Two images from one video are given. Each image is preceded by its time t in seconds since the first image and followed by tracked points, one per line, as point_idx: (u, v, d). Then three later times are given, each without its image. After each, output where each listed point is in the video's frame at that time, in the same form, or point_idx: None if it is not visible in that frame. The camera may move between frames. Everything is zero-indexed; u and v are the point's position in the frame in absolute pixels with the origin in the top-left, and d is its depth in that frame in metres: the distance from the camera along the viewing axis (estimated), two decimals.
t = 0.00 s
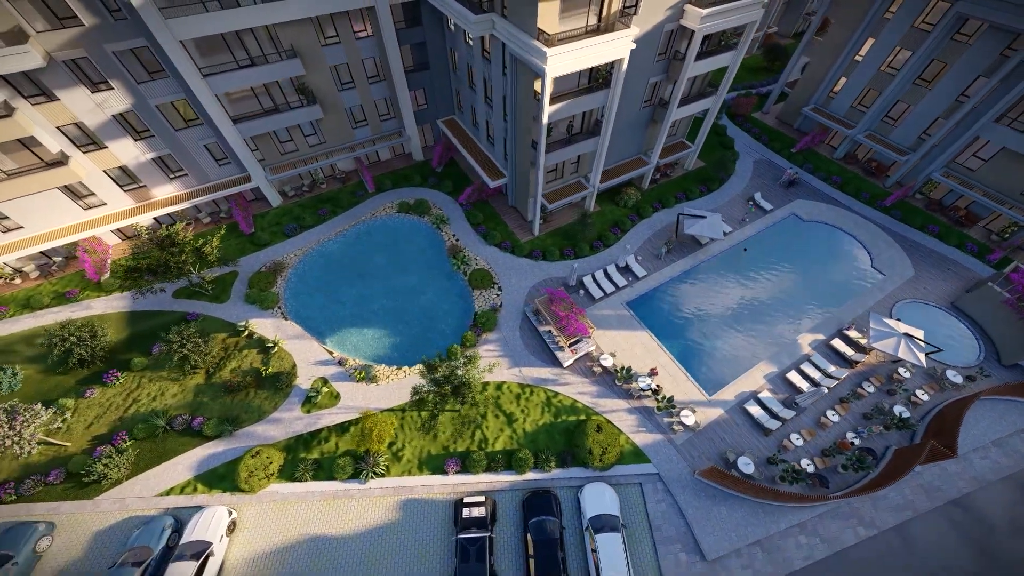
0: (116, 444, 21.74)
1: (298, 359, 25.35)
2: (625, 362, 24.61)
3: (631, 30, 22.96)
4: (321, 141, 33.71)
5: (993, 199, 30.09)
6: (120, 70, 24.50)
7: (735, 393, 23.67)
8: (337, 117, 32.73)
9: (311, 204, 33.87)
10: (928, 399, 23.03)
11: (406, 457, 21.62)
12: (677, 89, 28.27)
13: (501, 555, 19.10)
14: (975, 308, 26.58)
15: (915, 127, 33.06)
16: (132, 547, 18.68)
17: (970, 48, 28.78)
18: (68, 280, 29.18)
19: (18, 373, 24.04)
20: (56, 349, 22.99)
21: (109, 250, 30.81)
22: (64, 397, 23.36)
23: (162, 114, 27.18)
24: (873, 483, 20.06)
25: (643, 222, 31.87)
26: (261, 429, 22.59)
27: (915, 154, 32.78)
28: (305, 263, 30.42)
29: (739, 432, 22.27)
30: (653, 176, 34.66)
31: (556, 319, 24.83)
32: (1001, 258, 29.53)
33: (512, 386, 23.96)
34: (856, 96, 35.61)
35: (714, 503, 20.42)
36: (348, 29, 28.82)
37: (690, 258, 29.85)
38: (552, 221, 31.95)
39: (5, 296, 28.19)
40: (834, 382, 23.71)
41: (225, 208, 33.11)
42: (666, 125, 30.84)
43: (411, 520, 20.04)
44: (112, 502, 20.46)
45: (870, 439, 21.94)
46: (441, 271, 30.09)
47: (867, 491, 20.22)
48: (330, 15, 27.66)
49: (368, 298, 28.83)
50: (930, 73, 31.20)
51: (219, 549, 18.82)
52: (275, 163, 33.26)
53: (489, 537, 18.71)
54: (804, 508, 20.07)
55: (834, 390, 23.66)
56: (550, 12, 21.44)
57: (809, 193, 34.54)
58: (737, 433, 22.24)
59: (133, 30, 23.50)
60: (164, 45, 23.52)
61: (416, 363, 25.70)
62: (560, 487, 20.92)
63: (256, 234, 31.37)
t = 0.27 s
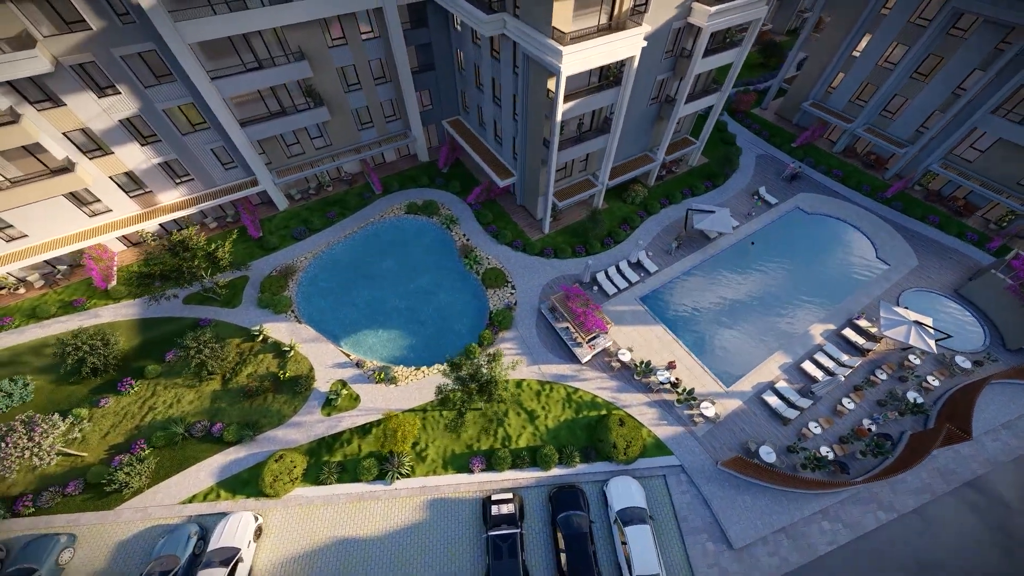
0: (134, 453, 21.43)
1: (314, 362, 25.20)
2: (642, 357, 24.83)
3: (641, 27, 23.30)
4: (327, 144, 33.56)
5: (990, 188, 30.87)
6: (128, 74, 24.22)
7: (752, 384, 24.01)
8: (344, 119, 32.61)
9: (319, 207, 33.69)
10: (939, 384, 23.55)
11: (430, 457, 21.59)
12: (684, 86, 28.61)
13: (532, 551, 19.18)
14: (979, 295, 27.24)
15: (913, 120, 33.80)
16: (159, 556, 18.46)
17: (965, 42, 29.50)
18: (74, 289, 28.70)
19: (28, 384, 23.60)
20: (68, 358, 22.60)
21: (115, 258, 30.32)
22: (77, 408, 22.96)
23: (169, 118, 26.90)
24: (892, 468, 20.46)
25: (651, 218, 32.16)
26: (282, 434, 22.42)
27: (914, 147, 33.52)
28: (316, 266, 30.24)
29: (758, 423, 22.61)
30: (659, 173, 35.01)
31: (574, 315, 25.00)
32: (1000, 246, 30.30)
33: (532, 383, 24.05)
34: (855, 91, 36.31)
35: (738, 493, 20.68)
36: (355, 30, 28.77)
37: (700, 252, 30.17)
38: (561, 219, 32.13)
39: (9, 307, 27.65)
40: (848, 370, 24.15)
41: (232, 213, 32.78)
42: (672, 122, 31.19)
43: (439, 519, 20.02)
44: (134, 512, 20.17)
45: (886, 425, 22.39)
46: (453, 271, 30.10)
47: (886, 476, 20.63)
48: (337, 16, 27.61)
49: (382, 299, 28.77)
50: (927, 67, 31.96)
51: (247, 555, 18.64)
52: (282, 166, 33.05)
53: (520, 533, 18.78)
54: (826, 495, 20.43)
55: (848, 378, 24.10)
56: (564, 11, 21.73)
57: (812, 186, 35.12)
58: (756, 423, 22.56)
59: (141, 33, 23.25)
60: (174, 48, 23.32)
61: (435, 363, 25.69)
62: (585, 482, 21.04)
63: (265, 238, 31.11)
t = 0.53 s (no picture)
0: (154, 460, 21.18)
1: (332, 364, 25.09)
2: (659, 350, 25.11)
3: (650, 25, 23.44)
4: (334, 146, 33.44)
5: (986, 178, 31.70)
6: (136, 78, 23.99)
7: (767, 374, 24.41)
8: (350, 121, 32.52)
9: (327, 209, 33.56)
10: (948, 369, 24.12)
11: (455, 455, 21.62)
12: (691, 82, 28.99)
13: (561, 545, 19.33)
14: (981, 282, 27.94)
15: (910, 113, 34.56)
16: (187, 562, 18.27)
17: (960, 36, 30.19)
18: (81, 297, 28.29)
19: (41, 393, 23.24)
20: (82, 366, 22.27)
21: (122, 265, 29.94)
22: (93, 416, 22.64)
23: (177, 122, 26.66)
24: (908, 452, 20.94)
25: (659, 214, 32.51)
26: (304, 437, 22.29)
27: (912, 139, 34.30)
28: (327, 268, 30.12)
29: (775, 412, 22.99)
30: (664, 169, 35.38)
31: (591, 311, 25.21)
32: (998, 234, 31.12)
33: (551, 379, 24.19)
34: (852, 85, 37.02)
35: (761, 481, 21.00)
36: (362, 32, 28.74)
37: (709, 246, 30.55)
38: (571, 216, 32.37)
39: (15, 316, 27.17)
40: (860, 358, 24.65)
41: (239, 217, 32.51)
42: (678, 118, 31.56)
43: (467, 516, 20.08)
44: (157, 520, 19.92)
45: (899, 410, 22.89)
46: (465, 271, 30.14)
47: (903, 459, 21.09)
48: (345, 18, 27.57)
49: (395, 300, 28.75)
50: (923, 61, 32.73)
51: (277, 558, 18.57)
52: (289, 169, 32.88)
53: (550, 527, 18.92)
54: (846, 480, 20.84)
55: (860, 366, 24.60)
56: (577, 9, 21.76)
57: (814, 180, 35.76)
58: (774, 412, 22.94)
59: (150, 36, 23.02)
60: (184, 51, 23.16)
61: (453, 362, 25.74)
62: (610, 475, 21.23)
63: (274, 241, 30.91)
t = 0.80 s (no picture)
0: (175, 466, 20.99)
1: (350, 365, 25.03)
2: (674, 343, 25.43)
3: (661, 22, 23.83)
4: (340, 147, 33.36)
5: (982, 168, 32.56)
6: (145, 81, 23.78)
7: (781, 363, 24.85)
8: (357, 122, 32.48)
9: (335, 211, 33.46)
10: (956, 354, 24.72)
11: (479, 452, 21.72)
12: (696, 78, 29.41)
13: (589, 537, 19.53)
14: (982, 269, 28.68)
15: (907, 106, 35.39)
16: (216, 567, 18.16)
17: (954, 30, 31.07)
18: (89, 304, 27.91)
19: (55, 402, 22.94)
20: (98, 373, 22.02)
21: (129, 271, 29.55)
22: (110, 424, 22.40)
23: (185, 125, 26.46)
24: (922, 435, 21.44)
25: (666, 209, 32.90)
26: (326, 438, 22.23)
27: (909, 132, 35.11)
28: (338, 270, 30.05)
29: (791, 400, 23.41)
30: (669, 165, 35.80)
31: (607, 306, 25.46)
32: (995, 222, 31.95)
33: (570, 374, 24.38)
34: (849, 80, 37.79)
35: (781, 467, 21.37)
36: (370, 32, 28.76)
37: (717, 240, 30.98)
38: (580, 213, 32.63)
39: (23, 325, 26.77)
40: (870, 346, 25.19)
41: (246, 221, 32.29)
42: (684, 114, 31.98)
43: (495, 512, 20.18)
44: (182, 526, 19.75)
45: (911, 395, 23.43)
46: (477, 270, 30.20)
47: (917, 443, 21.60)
48: (353, 18, 27.58)
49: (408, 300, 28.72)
50: (918, 56, 33.52)
51: (307, 560, 18.53)
52: (296, 171, 32.73)
53: (578, 519, 19.11)
54: (863, 464, 21.30)
55: (870, 353, 25.14)
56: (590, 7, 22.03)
57: (814, 173, 36.43)
58: (790, 400, 23.36)
59: (159, 39, 22.86)
60: (195, 53, 23.02)
61: (471, 360, 25.79)
62: (633, 466, 21.48)
63: (283, 244, 30.75)
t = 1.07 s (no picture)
0: (198, 471, 20.85)
1: (368, 365, 25.01)
2: (689, 335, 25.80)
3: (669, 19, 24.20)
4: (347, 149, 33.34)
5: (977, 159, 33.44)
6: (155, 84, 23.61)
7: (794, 352, 25.35)
8: (364, 123, 32.50)
9: (343, 212, 33.41)
10: (961, 339, 25.41)
11: (502, 447, 21.86)
12: (701, 74, 29.86)
13: (616, 527, 19.79)
14: (981, 256, 29.47)
15: (902, 99, 36.26)
16: (246, 569, 18.05)
17: (948, 25, 31.94)
18: (98, 311, 27.58)
19: (71, 411, 22.67)
20: (115, 380, 21.79)
21: (137, 277, 29.22)
22: (128, 431, 22.17)
23: (194, 128, 26.32)
24: (934, 417, 22.01)
25: (673, 204, 33.34)
26: (348, 438, 22.19)
27: (905, 125, 35.97)
28: (350, 270, 30.05)
29: (806, 387, 23.90)
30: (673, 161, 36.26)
31: (621, 300, 25.81)
32: (991, 210, 32.85)
33: (588, 368, 24.62)
34: (845, 75, 38.60)
35: (800, 453, 21.78)
36: (377, 33, 28.84)
37: (724, 233, 31.47)
38: (588, 209, 32.95)
39: (31, 334, 26.39)
40: (878, 333, 25.79)
41: (254, 224, 32.09)
42: (688, 110, 32.45)
43: (522, 506, 20.34)
44: (207, 530, 19.59)
45: (920, 379, 24.04)
46: (488, 268, 30.36)
47: (930, 425, 22.16)
48: (361, 19, 27.65)
49: (421, 300, 28.78)
50: (912, 50, 34.37)
51: (337, 559, 18.52)
52: (303, 173, 32.64)
53: (606, 510, 19.35)
54: (878, 447, 21.82)
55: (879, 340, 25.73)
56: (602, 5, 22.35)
57: (815, 166, 37.14)
58: (805, 387, 23.84)
59: (170, 42, 22.76)
60: (206, 55, 22.96)
61: (489, 357, 25.91)
62: (655, 457, 21.78)
63: (293, 246, 30.62)
